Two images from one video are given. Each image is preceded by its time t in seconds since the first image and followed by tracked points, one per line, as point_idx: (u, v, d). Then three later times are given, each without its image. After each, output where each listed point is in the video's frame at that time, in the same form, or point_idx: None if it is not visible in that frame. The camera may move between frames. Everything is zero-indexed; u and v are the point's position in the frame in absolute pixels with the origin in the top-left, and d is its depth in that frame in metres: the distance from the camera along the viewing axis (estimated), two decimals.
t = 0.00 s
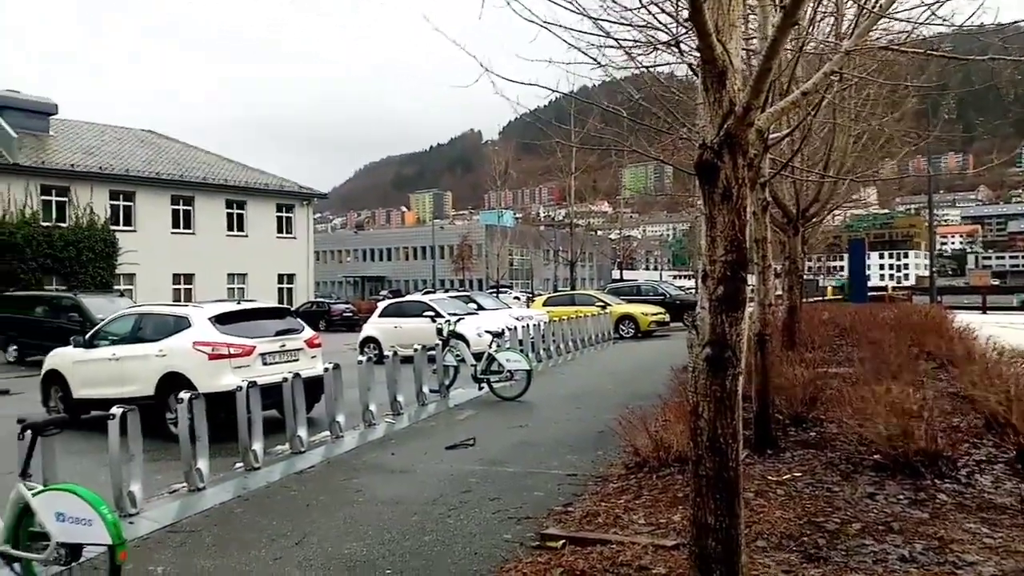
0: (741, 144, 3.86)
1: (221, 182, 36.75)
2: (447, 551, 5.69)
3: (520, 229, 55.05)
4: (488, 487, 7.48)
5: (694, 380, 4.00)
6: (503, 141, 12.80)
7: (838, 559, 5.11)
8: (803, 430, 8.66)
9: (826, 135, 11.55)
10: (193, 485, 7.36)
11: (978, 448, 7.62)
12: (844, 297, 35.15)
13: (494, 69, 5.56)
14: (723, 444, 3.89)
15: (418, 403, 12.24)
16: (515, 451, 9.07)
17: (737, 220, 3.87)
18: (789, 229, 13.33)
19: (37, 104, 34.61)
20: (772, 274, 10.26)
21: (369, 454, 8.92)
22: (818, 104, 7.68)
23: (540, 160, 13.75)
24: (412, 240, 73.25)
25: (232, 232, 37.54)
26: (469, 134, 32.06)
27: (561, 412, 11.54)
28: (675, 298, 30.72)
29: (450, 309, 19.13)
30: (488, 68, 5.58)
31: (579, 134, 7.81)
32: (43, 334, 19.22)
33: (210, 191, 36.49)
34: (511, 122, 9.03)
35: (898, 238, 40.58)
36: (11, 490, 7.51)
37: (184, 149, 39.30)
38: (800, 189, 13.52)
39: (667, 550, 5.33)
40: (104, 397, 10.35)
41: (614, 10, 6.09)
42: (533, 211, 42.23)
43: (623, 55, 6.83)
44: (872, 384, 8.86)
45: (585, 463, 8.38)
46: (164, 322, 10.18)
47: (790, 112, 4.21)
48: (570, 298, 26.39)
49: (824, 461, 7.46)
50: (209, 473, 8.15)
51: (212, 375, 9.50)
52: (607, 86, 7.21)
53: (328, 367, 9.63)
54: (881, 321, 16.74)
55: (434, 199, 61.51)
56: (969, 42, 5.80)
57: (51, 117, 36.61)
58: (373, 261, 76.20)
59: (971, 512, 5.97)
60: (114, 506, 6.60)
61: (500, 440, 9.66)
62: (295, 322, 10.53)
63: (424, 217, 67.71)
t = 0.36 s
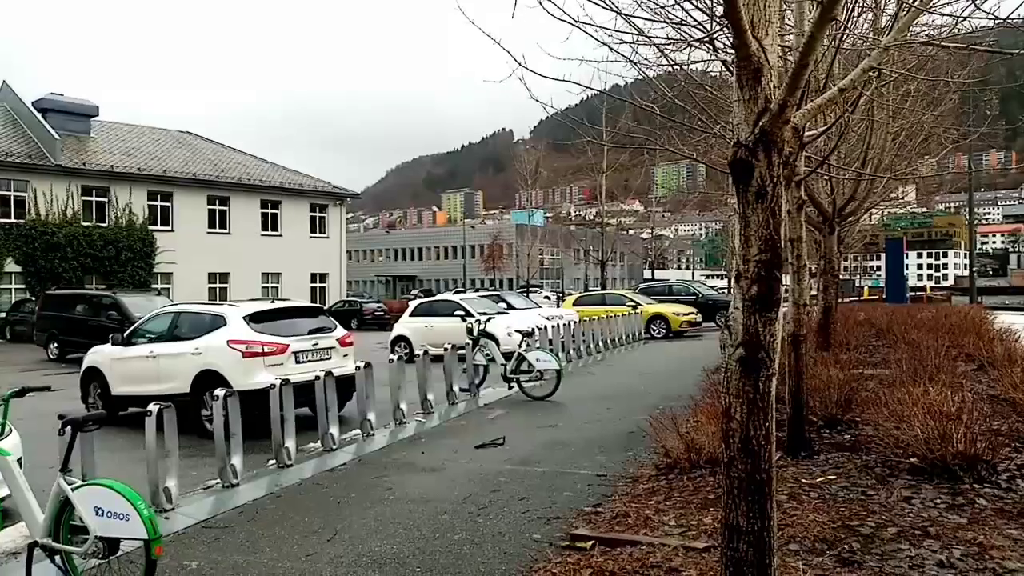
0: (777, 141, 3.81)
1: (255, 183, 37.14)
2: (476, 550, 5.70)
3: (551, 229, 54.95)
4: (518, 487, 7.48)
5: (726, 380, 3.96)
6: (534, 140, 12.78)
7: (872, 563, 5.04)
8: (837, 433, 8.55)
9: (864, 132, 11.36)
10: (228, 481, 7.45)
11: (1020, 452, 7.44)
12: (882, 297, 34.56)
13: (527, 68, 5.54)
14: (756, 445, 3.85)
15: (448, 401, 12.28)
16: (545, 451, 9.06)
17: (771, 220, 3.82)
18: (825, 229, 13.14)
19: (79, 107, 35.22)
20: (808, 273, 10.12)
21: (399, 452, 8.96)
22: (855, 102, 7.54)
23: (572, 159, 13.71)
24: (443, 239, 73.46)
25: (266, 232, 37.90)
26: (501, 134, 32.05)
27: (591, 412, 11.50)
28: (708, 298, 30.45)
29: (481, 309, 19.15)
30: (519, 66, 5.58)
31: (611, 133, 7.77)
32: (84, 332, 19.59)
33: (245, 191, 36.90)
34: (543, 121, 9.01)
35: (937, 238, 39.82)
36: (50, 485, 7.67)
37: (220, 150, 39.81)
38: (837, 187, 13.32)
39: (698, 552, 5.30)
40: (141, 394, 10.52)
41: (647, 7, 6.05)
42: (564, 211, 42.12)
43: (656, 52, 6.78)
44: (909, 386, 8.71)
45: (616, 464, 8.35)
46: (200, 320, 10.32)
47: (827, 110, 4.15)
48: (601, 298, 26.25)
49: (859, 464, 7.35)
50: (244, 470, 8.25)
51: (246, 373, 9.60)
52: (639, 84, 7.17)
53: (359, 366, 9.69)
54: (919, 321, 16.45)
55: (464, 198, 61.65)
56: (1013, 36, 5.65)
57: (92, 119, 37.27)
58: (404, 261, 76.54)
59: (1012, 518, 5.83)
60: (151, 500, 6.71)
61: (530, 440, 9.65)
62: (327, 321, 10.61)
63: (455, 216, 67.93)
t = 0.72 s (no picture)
0: (818, 138, 3.78)
1: (298, 183, 37.65)
2: (515, 548, 5.72)
3: (591, 227, 54.73)
4: (556, 485, 7.50)
5: (767, 380, 3.93)
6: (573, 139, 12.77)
7: (920, 567, 4.96)
8: (883, 434, 8.42)
9: (912, 127, 11.15)
10: (272, 477, 7.58)
11: None
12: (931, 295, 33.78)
13: (567, 67, 5.55)
14: (797, 446, 3.82)
15: (488, 400, 12.34)
16: (583, 450, 9.05)
17: (813, 217, 3.78)
18: (871, 226, 12.93)
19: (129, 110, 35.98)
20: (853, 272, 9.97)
21: (439, 450, 9.03)
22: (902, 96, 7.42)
23: (611, 158, 13.68)
24: (483, 239, 73.59)
25: (309, 232, 38.35)
26: (540, 133, 32.02)
27: (631, 412, 11.45)
28: (751, 297, 30.08)
29: (520, 308, 19.20)
30: (559, 65, 5.60)
31: (650, 131, 7.74)
32: (132, 330, 20.06)
33: (287, 192, 37.40)
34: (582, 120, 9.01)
35: (989, 235, 38.80)
36: (101, 478, 7.87)
37: (263, 151, 40.42)
38: (883, 184, 13.09)
39: (739, 553, 5.26)
40: (189, 391, 10.75)
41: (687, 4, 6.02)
42: (604, 209, 41.93)
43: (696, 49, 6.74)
44: (958, 387, 8.54)
45: (656, 464, 8.31)
46: (245, 319, 10.51)
47: (869, 106, 4.10)
48: (642, 297, 26.09)
49: (906, 466, 7.24)
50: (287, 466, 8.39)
51: (289, 371, 9.76)
52: (680, 82, 7.15)
53: (400, 364, 9.78)
54: (969, 321, 16.09)
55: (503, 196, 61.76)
56: None
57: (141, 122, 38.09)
58: (443, 260, 76.88)
59: None
60: (198, 495, 6.85)
61: (569, 439, 9.65)
62: (368, 319, 10.73)
63: (495, 215, 68.06)
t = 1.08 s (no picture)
0: (860, 130, 3.73)
1: (338, 179, 38.02)
2: (551, 542, 5.74)
3: (629, 222, 54.42)
4: (593, 480, 7.50)
5: (807, 377, 3.89)
6: (611, 133, 12.72)
7: (966, 569, 4.87)
8: (929, 433, 8.30)
9: (960, 118, 10.92)
10: (312, 468, 7.70)
11: None
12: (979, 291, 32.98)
13: (604, 60, 5.55)
14: (837, 444, 3.78)
15: (524, 394, 12.37)
16: (621, 445, 9.04)
17: (854, 211, 3.73)
18: (917, 221, 12.71)
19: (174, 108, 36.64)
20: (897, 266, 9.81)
21: (477, 444, 9.08)
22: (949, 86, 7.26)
23: (649, 151, 13.60)
24: (519, 234, 73.58)
25: (348, 227, 38.70)
26: (578, 127, 31.92)
27: (669, 408, 11.40)
28: (792, 292, 29.71)
29: (556, 303, 19.20)
30: (598, 56, 5.61)
31: (689, 124, 7.68)
32: (177, 324, 20.47)
33: (327, 188, 37.79)
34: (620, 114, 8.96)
35: None
36: (148, 467, 8.07)
37: (303, 148, 40.88)
38: (930, 176, 12.85)
39: (779, 551, 5.22)
40: (231, 383, 10.94)
41: None
42: (642, 204, 41.69)
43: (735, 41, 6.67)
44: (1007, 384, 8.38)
45: (694, 460, 8.27)
46: (287, 312, 10.67)
47: (914, 96, 4.03)
48: (680, 292, 25.90)
49: (952, 465, 7.12)
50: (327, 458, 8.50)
51: (329, 364, 9.89)
52: (720, 74, 7.09)
53: (437, 358, 9.85)
54: (1019, 317, 15.73)
55: (541, 191, 61.67)
56: None
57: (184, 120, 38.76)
58: (481, 255, 77.05)
59: None
60: (241, 485, 6.98)
61: (607, 434, 9.65)
62: (407, 314, 10.82)
63: (532, 210, 68.04)
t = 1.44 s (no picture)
0: (907, 121, 3.64)
1: (380, 179, 38.35)
2: (593, 541, 5.75)
3: (671, 218, 53.96)
4: (635, 479, 7.48)
5: (854, 374, 3.83)
6: (654, 128, 12.63)
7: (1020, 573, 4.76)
8: (982, 432, 8.10)
9: (1016, 107, 10.60)
10: (356, 464, 7.79)
11: None
12: None
13: (648, 55, 5.52)
14: (885, 442, 3.72)
15: (566, 392, 12.37)
16: (663, 444, 8.98)
17: (902, 204, 3.66)
18: (970, 214, 12.40)
19: (221, 111, 37.32)
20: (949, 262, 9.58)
21: (518, 441, 9.11)
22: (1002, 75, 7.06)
23: (692, 146, 13.47)
24: (560, 231, 73.42)
25: (391, 226, 39.01)
26: (620, 124, 31.72)
27: (713, 406, 11.30)
28: (840, 289, 29.19)
29: (598, 300, 19.15)
30: (639, 49, 5.60)
31: (732, 118, 7.59)
32: (226, 323, 20.86)
33: (370, 187, 38.13)
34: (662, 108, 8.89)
35: None
36: (197, 462, 8.26)
37: (346, 148, 41.29)
38: (983, 169, 12.52)
39: (825, 552, 5.16)
40: (278, 380, 11.12)
41: None
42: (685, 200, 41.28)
43: (780, 33, 6.57)
44: None
45: (738, 459, 8.20)
46: (331, 311, 10.81)
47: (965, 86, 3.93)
48: (725, 289, 25.62)
49: (1007, 466, 6.95)
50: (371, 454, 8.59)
51: (373, 362, 10.00)
52: (764, 66, 6.99)
53: (479, 356, 9.89)
54: None
55: (582, 187, 61.43)
56: None
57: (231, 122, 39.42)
58: (522, 253, 77.06)
59: None
60: (287, 481, 7.10)
61: (649, 432, 9.60)
62: (449, 312, 10.88)
63: (574, 207, 67.85)
